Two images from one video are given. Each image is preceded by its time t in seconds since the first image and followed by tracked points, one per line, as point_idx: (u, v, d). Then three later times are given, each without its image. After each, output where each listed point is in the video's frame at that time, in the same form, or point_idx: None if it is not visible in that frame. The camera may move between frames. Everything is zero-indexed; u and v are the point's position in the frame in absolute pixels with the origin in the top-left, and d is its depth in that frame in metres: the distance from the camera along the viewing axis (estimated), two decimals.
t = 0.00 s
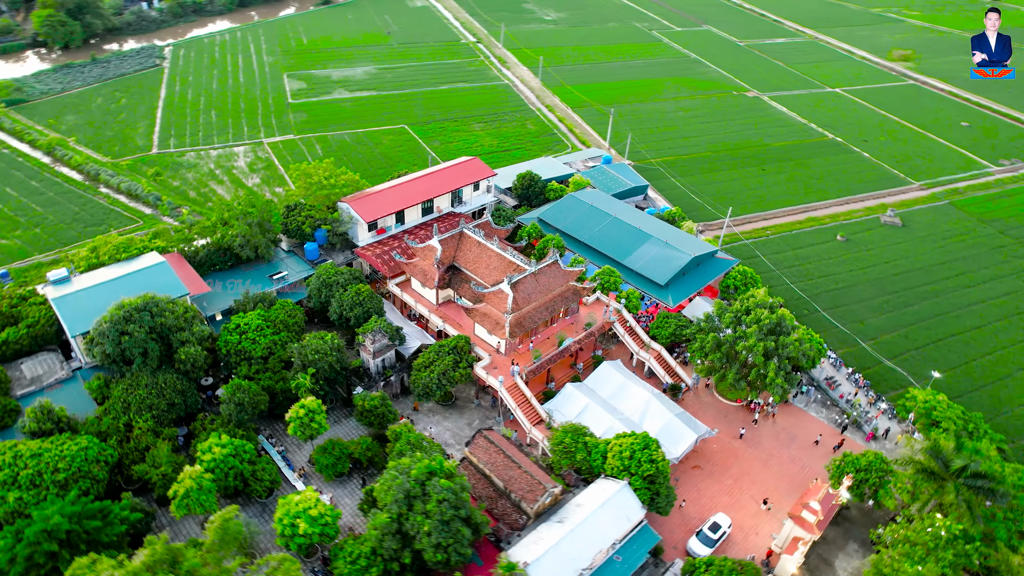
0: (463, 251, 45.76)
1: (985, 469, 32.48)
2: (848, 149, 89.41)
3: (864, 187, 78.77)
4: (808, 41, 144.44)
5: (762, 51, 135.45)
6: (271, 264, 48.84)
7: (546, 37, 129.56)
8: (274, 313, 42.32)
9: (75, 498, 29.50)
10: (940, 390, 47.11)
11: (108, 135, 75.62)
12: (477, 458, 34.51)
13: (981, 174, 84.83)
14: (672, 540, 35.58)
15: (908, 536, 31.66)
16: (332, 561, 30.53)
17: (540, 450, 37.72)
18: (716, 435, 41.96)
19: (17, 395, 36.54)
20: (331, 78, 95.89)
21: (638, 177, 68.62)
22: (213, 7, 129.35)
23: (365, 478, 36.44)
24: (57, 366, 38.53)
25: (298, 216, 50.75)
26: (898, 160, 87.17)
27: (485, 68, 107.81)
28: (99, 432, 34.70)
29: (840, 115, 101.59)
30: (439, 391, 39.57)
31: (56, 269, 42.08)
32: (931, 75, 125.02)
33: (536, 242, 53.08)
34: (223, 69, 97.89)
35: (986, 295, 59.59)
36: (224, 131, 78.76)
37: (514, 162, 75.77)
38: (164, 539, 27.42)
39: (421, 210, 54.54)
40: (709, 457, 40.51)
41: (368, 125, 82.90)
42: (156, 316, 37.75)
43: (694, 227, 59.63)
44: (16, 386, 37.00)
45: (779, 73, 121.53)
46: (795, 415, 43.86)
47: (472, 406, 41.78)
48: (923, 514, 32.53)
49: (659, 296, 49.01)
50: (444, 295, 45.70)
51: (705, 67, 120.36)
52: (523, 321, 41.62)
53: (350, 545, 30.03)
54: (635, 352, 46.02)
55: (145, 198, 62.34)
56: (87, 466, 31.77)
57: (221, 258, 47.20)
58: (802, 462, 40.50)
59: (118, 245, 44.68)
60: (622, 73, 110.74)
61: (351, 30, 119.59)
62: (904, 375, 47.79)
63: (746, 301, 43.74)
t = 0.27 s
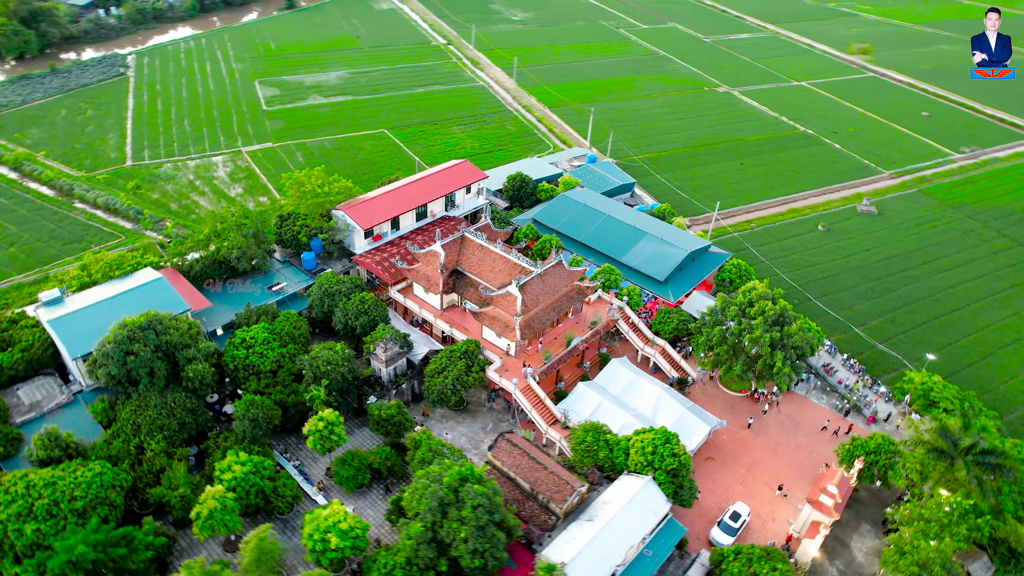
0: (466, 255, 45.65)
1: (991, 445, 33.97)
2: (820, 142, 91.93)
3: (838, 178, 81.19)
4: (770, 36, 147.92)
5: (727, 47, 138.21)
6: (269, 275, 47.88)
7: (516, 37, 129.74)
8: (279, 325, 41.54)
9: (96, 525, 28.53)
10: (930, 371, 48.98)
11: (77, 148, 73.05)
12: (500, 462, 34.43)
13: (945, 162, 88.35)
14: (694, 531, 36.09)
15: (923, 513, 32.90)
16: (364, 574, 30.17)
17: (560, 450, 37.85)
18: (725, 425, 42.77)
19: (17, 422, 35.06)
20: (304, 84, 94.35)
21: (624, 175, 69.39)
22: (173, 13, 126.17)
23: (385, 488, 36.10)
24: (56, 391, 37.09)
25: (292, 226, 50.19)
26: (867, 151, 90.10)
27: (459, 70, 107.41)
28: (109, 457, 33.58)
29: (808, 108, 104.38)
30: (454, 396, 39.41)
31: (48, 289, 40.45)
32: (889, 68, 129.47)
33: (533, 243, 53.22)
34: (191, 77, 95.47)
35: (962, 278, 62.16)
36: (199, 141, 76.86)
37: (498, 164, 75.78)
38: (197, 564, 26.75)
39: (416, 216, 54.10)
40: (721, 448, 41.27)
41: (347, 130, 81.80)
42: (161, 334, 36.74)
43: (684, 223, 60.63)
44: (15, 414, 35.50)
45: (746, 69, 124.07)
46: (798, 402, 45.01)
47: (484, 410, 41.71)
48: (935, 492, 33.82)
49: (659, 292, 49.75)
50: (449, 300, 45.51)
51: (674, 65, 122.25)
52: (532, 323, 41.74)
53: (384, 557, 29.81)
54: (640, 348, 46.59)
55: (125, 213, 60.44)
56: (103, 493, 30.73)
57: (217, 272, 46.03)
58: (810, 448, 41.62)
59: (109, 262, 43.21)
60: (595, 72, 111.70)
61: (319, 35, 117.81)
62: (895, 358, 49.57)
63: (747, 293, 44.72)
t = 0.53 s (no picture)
0: (469, 259, 45.58)
1: (993, 424, 35.36)
2: (794, 135, 94.09)
3: (815, 170, 83.36)
4: (737, 32, 150.72)
5: (697, 44, 140.32)
6: (267, 286, 47.10)
7: (489, 37, 129.53)
8: (284, 337, 40.87)
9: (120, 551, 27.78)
10: (920, 355, 50.71)
11: (48, 162, 70.63)
12: (523, 463, 34.50)
13: (914, 152, 91.39)
14: (712, 522, 36.67)
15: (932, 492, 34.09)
16: None
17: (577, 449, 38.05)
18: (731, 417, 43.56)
19: (20, 448, 33.82)
20: (280, 89, 92.76)
21: (611, 173, 70.02)
22: (136, 20, 122.80)
23: (404, 497, 35.91)
24: (58, 414, 35.88)
25: (288, 234, 49.42)
26: (840, 143, 92.65)
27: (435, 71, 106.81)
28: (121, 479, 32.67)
29: (780, 102, 106.73)
30: (467, 400, 39.33)
31: (44, 309, 38.96)
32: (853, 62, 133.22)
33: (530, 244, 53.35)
34: (161, 85, 93.12)
35: (940, 264, 64.46)
36: (177, 151, 75.03)
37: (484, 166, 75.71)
38: None
39: (412, 220, 53.68)
40: (730, 439, 42.03)
41: (328, 135, 80.63)
42: (168, 351, 35.88)
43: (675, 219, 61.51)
44: (17, 439, 34.21)
45: (717, 65, 126.12)
46: (799, 391, 46.10)
47: (495, 412, 41.77)
48: (942, 471, 35.04)
49: (659, 288, 50.34)
50: (453, 304, 45.37)
51: (647, 62, 123.68)
52: (541, 324, 41.89)
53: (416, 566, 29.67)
54: (644, 345, 47.12)
55: (107, 227, 58.69)
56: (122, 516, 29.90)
57: (214, 284, 45.04)
58: (815, 435, 42.72)
59: (103, 279, 41.95)
60: (571, 71, 112.32)
61: (290, 40, 115.87)
62: (887, 344, 51.18)
63: (747, 286, 45.62)
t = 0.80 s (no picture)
0: (472, 262, 45.51)
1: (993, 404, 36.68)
2: (770, 129, 96.04)
3: (793, 163, 85.34)
4: (705, 29, 153.11)
5: (667, 41, 142.04)
6: (267, 296, 46.39)
7: (463, 37, 129.15)
8: (291, 347, 40.25)
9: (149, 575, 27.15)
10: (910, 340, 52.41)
11: (20, 176, 68.19)
12: (545, 464, 34.74)
13: (884, 142, 94.23)
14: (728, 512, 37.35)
15: (939, 471, 35.34)
16: None
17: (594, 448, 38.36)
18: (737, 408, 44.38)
19: (26, 474, 32.63)
20: (256, 96, 91.04)
21: (598, 172, 70.59)
22: (97, 26, 119.13)
23: (425, 504, 35.82)
24: (63, 437, 34.72)
25: (285, 243, 48.70)
26: (813, 136, 94.98)
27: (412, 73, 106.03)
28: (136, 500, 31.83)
29: (753, 97, 108.81)
30: (481, 404, 39.31)
31: (39, 329, 37.56)
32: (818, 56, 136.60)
33: (528, 245, 53.50)
34: (131, 94, 90.59)
35: (919, 252, 66.65)
36: (154, 161, 73.15)
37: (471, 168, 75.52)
38: None
39: (409, 225, 53.22)
40: (737, 430, 42.82)
41: (309, 141, 79.39)
42: (177, 367, 35.09)
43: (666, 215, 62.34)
44: (21, 465, 32.96)
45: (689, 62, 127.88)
46: (799, 380, 47.21)
47: (507, 415, 41.90)
48: (948, 452, 36.34)
49: (658, 284, 50.82)
50: (458, 308, 45.28)
51: (621, 61, 124.75)
52: (549, 324, 42.08)
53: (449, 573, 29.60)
54: (647, 341, 47.70)
55: (90, 241, 56.92)
56: (144, 539, 29.18)
57: (212, 296, 44.15)
58: (818, 422, 43.86)
59: (99, 296, 40.77)
60: (547, 71, 112.70)
61: (260, 45, 113.76)
62: (877, 331, 52.79)
63: (746, 279, 46.54)
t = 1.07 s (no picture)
0: (476, 265, 45.46)
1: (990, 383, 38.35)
2: (743, 124, 98.07)
3: (768, 156, 87.40)
4: (670, 26, 155.46)
5: (635, 39, 143.78)
6: (268, 308, 45.59)
7: (433, 38, 128.37)
8: (301, 359, 39.65)
9: None
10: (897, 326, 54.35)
11: None
12: (568, 464, 34.95)
13: (852, 134, 97.20)
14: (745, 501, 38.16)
15: (944, 450, 36.78)
16: None
17: (612, 445, 38.68)
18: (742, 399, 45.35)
19: (38, 504, 31.40)
20: (228, 104, 89.11)
21: (584, 171, 71.13)
22: (52, 35, 114.83)
23: (448, 510, 35.80)
24: (72, 463, 33.52)
25: (282, 253, 47.82)
26: (785, 129, 97.39)
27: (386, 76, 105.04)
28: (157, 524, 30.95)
29: (724, 93, 111.05)
30: (497, 407, 39.37)
31: (37, 352, 36.11)
32: (782, 52, 140.09)
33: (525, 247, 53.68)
34: (97, 105, 87.71)
35: (896, 239, 69.11)
36: (130, 174, 71.01)
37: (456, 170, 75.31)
38: None
39: (405, 230, 52.76)
40: (745, 420, 43.77)
41: (289, 147, 77.95)
42: (190, 386, 34.29)
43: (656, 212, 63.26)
44: (31, 495, 31.72)
45: (659, 58, 129.48)
46: (797, 369, 48.49)
47: (519, 417, 42.06)
48: (950, 430, 37.89)
49: (656, 280, 51.72)
50: (464, 312, 45.19)
51: (591, 59, 125.80)
52: (558, 325, 42.34)
53: None
54: (650, 337, 48.36)
55: (72, 259, 54.98)
56: (172, 564, 28.45)
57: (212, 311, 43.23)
58: (821, 408, 45.16)
59: (96, 315, 39.51)
60: (521, 71, 112.98)
61: (228, 52, 111.28)
62: (865, 319, 54.62)
63: (745, 272, 47.59)
